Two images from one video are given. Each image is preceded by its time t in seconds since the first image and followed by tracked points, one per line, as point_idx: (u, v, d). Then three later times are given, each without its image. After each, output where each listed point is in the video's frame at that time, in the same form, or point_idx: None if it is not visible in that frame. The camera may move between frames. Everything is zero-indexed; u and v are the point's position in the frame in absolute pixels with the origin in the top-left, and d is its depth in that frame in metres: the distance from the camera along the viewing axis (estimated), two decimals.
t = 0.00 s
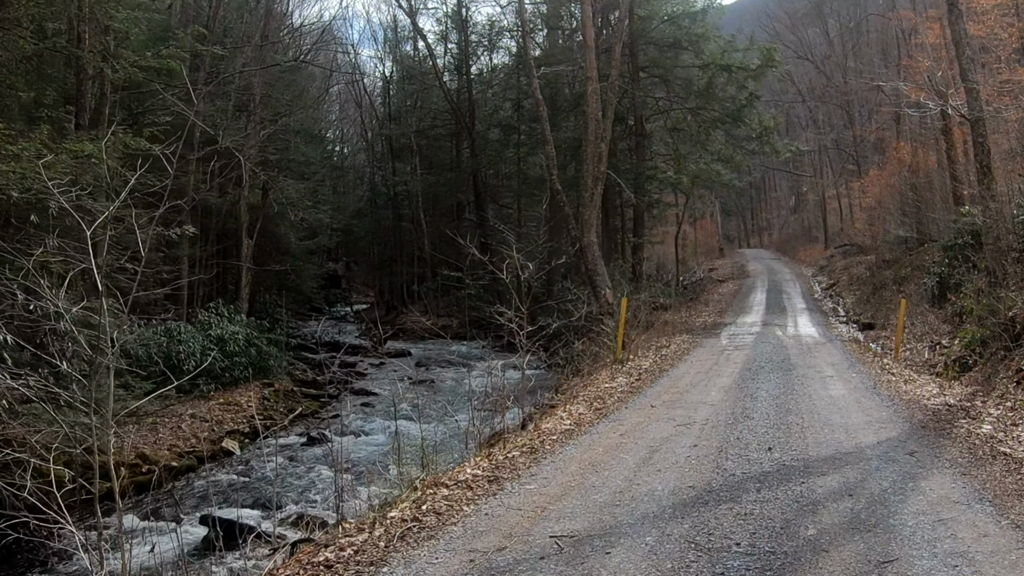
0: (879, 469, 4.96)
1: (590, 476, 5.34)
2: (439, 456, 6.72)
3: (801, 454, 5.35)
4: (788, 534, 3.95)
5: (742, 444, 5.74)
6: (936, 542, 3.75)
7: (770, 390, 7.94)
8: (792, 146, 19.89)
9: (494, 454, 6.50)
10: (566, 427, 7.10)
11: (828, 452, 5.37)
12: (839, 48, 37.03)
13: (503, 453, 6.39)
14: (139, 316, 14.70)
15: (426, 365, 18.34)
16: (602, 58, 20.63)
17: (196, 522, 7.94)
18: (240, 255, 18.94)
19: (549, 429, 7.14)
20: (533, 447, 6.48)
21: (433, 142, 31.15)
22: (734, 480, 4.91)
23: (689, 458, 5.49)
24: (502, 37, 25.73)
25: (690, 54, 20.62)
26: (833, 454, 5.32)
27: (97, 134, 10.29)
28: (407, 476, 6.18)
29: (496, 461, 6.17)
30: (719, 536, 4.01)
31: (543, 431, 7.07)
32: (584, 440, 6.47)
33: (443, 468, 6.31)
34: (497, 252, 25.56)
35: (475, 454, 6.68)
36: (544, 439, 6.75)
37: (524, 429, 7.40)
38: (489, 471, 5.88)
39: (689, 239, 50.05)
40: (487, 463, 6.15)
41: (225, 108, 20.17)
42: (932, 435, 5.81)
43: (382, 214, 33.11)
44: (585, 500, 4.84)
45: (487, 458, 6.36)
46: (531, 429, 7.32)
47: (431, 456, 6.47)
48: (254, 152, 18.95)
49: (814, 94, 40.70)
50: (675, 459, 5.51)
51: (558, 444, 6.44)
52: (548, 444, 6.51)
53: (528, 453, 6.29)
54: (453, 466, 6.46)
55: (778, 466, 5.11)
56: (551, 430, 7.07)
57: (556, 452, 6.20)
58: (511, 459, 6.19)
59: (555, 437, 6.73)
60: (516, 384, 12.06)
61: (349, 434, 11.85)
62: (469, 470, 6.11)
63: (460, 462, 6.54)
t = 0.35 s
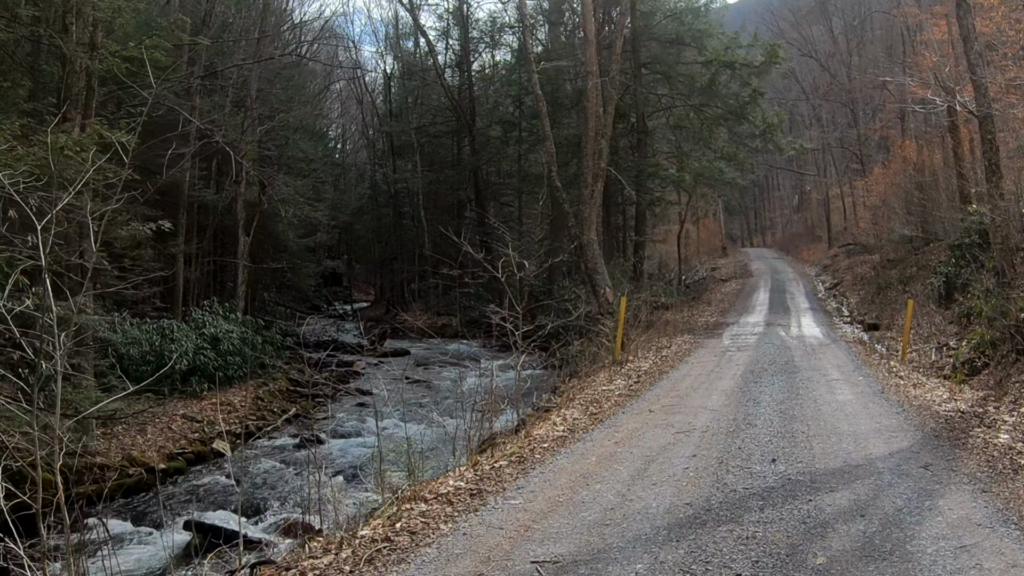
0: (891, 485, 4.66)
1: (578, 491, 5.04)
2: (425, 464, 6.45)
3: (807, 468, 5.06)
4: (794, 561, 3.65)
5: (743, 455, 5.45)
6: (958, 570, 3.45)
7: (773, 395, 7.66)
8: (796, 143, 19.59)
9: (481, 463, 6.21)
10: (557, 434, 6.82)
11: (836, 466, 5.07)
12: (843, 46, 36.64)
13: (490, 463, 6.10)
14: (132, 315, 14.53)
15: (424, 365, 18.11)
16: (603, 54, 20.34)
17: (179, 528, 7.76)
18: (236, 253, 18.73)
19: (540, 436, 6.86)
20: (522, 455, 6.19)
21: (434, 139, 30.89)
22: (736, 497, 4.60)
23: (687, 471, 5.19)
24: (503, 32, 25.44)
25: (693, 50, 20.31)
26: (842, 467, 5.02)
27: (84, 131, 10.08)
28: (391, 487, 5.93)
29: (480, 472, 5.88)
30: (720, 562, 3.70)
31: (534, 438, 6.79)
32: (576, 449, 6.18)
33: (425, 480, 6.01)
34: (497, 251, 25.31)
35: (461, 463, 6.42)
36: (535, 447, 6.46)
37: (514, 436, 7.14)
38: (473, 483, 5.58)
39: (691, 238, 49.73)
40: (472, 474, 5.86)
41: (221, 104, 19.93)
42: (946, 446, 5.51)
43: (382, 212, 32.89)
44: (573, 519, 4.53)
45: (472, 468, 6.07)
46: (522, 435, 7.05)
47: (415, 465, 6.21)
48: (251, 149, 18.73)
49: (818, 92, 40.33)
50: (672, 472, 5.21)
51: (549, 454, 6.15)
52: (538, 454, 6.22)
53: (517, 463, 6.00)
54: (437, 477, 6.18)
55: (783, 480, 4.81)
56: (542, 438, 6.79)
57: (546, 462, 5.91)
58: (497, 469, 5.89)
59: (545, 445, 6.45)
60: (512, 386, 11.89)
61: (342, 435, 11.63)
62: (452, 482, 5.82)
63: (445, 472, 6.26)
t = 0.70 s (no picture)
0: (903, 502, 4.39)
1: (566, 506, 4.76)
2: (409, 472, 6.20)
3: (812, 482, 4.78)
4: None
5: (744, 466, 5.19)
6: None
7: (774, 401, 7.41)
8: (800, 141, 19.32)
9: (466, 473, 5.93)
10: (547, 442, 6.56)
11: (843, 480, 4.80)
12: (848, 43, 36.28)
13: (475, 473, 5.82)
14: (125, 313, 14.34)
15: (421, 364, 17.89)
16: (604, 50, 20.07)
17: (162, 533, 7.53)
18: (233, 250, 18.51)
19: (529, 443, 6.59)
20: (509, 465, 5.92)
21: (435, 137, 30.63)
22: (736, 516, 4.32)
23: (683, 486, 4.91)
24: (504, 29, 25.16)
25: (696, 47, 20.01)
26: (851, 481, 4.76)
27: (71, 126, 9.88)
28: (371, 498, 5.66)
29: (463, 484, 5.60)
30: None
31: (523, 446, 6.52)
32: (567, 459, 5.91)
33: (405, 491, 5.73)
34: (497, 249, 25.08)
35: (446, 473, 6.15)
36: (523, 456, 6.19)
37: (502, 442, 6.88)
38: (454, 496, 5.30)
39: (694, 237, 49.46)
40: (454, 485, 5.57)
41: (218, 100, 19.69)
42: (958, 456, 5.25)
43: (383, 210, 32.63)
44: (559, 539, 4.25)
45: (456, 478, 5.79)
46: (511, 443, 6.79)
47: (398, 474, 5.95)
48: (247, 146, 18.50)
49: (822, 91, 39.99)
50: (667, 486, 4.94)
51: (538, 464, 5.88)
52: (526, 463, 5.95)
53: (503, 473, 5.72)
54: (419, 487, 5.90)
55: (788, 498, 4.53)
56: (533, 445, 6.53)
57: (534, 472, 5.64)
58: (482, 480, 5.61)
59: (534, 454, 6.18)
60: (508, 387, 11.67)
61: (336, 435, 11.42)
62: (432, 493, 5.52)
63: (428, 482, 5.99)
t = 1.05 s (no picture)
0: (920, 521, 4.04)
1: (554, 523, 4.39)
2: (394, 480, 5.90)
3: (821, 498, 4.43)
4: None
5: (746, 480, 4.84)
6: None
7: (777, 407, 7.10)
8: (804, 139, 19.05)
9: (450, 484, 5.59)
10: (537, 450, 6.23)
11: (853, 496, 4.45)
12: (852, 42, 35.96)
13: (458, 484, 5.47)
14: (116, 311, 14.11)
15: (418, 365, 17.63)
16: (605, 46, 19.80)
17: (145, 538, 7.29)
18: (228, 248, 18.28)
19: (519, 451, 6.26)
20: (495, 475, 5.57)
21: (435, 135, 30.40)
22: (739, 537, 3.95)
23: (682, 502, 4.54)
24: (505, 25, 24.91)
25: (699, 43, 19.73)
26: (861, 497, 4.42)
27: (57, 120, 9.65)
28: (350, 510, 5.35)
29: (446, 496, 5.24)
30: None
31: (512, 454, 6.19)
32: (558, 469, 5.57)
33: (385, 502, 5.39)
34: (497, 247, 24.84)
35: (430, 483, 5.82)
36: (512, 465, 5.85)
37: (491, 451, 6.56)
38: (434, 509, 4.94)
39: (696, 237, 49.15)
40: (436, 498, 5.20)
41: (214, 96, 19.47)
42: (976, 469, 4.92)
43: (383, 209, 32.40)
44: (544, 561, 3.89)
45: (438, 489, 5.43)
46: (500, 450, 6.47)
47: (381, 483, 5.64)
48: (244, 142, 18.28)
49: (826, 90, 39.68)
50: (663, 502, 4.59)
51: (526, 474, 5.54)
52: (514, 474, 5.60)
53: (489, 485, 5.38)
54: (401, 498, 5.57)
55: (794, 516, 4.17)
56: (522, 453, 6.21)
57: (522, 485, 5.29)
58: (466, 492, 5.25)
59: (524, 464, 5.84)
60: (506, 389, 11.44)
61: (328, 437, 11.18)
62: (412, 506, 5.17)
63: (410, 493, 5.65)
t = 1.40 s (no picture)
0: (934, 543, 3.74)
1: (538, 542, 4.11)
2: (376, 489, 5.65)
3: (826, 518, 4.13)
4: None
5: (745, 496, 4.55)
6: None
7: (779, 414, 6.85)
8: (807, 138, 18.81)
9: (431, 496, 5.31)
10: (526, 460, 5.97)
11: (861, 515, 4.16)
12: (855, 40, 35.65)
13: (440, 497, 5.19)
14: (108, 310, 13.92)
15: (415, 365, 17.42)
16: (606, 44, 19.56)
17: (129, 542, 7.09)
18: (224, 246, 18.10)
19: (507, 460, 5.99)
20: (480, 487, 5.30)
21: (435, 133, 30.17)
22: (737, 562, 3.65)
23: (677, 522, 4.24)
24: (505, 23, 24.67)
25: (700, 41, 19.48)
26: (869, 516, 4.13)
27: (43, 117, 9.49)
28: (327, 523, 5.10)
29: (426, 509, 4.96)
30: None
31: (500, 464, 5.92)
32: (546, 480, 5.30)
33: (364, 515, 5.12)
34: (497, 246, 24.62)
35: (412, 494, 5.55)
36: (498, 475, 5.58)
37: (479, 459, 6.31)
38: (412, 526, 4.64)
39: (698, 236, 48.92)
40: (415, 512, 4.91)
41: (211, 93, 19.30)
42: (990, 484, 4.64)
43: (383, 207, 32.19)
44: None
45: (418, 502, 5.16)
46: (488, 459, 6.21)
47: (362, 492, 5.39)
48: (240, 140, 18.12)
49: (829, 89, 39.37)
50: (657, 519, 4.31)
51: (513, 486, 5.27)
52: (500, 485, 5.33)
53: (472, 498, 5.09)
54: (380, 511, 5.29)
55: (798, 538, 3.88)
56: (510, 463, 5.93)
57: (507, 498, 5.00)
58: (448, 505, 4.97)
59: (511, 474, 5.58)
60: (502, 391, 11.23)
61: (320, 439, 10.97)
62: (389, 520, 4.88)
63: (391, 504, 5.39)
